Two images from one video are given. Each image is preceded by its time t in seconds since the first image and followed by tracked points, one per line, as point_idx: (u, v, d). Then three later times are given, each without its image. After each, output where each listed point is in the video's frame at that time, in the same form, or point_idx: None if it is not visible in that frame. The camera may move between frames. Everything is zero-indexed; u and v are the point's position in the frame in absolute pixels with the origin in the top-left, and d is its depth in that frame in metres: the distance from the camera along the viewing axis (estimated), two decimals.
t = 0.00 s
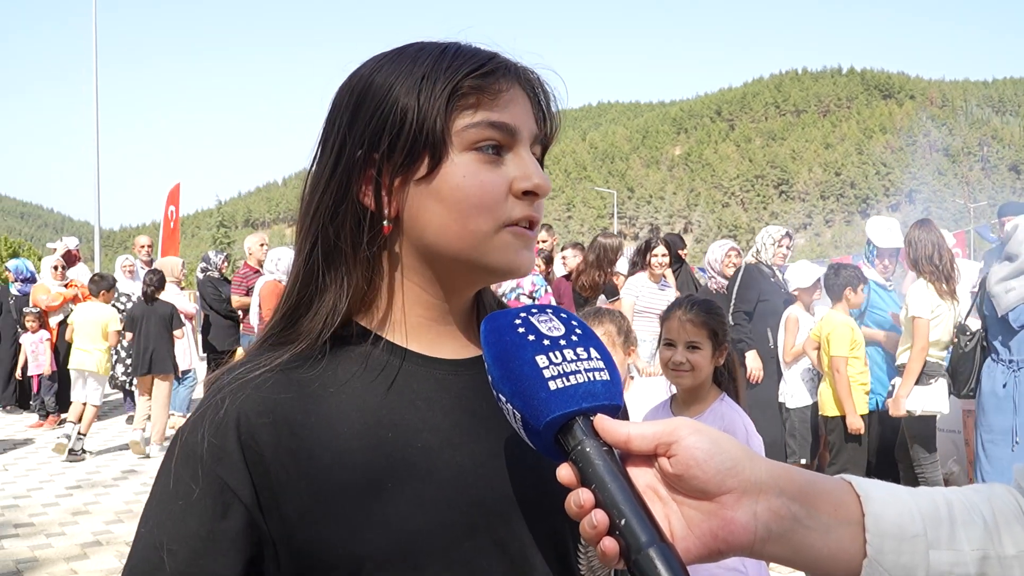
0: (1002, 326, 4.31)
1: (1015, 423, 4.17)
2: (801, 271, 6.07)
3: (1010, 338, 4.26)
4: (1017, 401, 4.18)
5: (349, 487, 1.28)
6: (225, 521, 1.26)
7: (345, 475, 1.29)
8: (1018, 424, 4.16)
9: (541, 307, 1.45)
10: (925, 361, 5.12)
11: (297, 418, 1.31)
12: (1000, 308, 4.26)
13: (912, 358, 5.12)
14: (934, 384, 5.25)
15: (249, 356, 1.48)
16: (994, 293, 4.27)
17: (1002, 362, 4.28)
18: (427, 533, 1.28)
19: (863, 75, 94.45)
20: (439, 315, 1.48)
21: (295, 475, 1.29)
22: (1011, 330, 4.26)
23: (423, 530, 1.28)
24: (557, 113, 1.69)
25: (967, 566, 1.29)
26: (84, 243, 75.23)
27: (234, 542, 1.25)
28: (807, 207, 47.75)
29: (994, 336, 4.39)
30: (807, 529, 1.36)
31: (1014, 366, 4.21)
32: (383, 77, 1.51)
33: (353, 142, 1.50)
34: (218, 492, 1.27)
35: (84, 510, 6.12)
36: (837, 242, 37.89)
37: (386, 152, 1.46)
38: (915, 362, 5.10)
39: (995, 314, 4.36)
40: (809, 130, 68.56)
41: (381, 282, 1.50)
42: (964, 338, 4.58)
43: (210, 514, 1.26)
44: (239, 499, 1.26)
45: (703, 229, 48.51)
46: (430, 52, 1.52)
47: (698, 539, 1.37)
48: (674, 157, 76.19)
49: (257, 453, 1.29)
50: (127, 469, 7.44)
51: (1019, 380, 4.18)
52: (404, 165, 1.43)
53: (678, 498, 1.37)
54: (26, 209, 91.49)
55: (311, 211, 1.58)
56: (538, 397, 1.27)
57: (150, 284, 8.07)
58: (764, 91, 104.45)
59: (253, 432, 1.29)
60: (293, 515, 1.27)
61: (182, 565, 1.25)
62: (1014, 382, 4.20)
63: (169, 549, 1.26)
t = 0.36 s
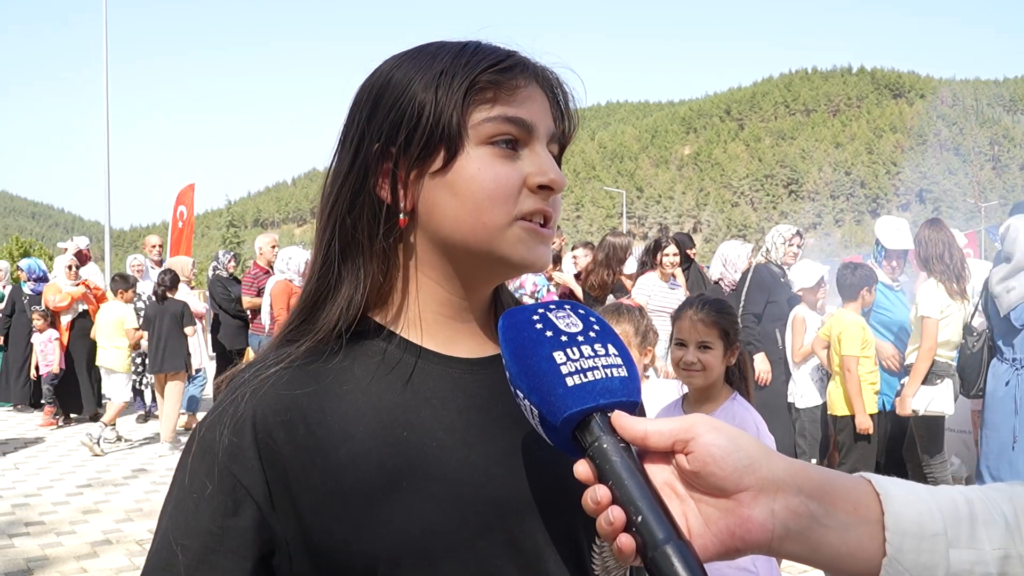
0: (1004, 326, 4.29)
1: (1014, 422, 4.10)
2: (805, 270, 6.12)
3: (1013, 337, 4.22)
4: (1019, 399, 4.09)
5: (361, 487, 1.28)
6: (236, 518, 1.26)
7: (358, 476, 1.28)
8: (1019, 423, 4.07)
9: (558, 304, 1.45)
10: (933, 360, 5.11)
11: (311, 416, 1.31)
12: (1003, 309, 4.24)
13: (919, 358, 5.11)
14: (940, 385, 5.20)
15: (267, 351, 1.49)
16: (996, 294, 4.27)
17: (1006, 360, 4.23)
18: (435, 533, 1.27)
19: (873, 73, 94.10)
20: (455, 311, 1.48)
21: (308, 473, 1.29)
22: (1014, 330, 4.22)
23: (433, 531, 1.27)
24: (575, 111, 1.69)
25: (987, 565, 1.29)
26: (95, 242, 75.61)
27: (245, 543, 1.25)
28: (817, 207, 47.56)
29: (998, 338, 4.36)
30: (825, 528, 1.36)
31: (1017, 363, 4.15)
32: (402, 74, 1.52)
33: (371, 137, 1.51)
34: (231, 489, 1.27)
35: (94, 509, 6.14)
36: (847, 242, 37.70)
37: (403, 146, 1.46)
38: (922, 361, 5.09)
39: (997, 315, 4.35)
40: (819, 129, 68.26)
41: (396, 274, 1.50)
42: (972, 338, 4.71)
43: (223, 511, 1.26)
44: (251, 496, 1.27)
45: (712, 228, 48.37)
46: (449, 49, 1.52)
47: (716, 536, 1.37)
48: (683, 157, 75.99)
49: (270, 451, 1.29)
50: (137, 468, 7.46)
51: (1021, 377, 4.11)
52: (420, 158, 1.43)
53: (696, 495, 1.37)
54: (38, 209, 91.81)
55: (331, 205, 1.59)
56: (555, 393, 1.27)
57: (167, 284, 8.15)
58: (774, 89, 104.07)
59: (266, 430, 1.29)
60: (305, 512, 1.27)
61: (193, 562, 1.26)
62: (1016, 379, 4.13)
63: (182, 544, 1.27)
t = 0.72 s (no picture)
0: (1012, 325, 4.22)
1: None
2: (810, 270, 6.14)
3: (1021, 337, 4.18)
4: None
5: (375, 490, 1.27)
6: (251, 523, 1.25)
7: (372, 478, 1.28)
8: None
9: (574, 305, 1.44)
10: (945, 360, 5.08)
11: (325, 420, 1.31)
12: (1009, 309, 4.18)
13: (931, 358, 5.08)
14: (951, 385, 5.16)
15: (279, 358, 1.49)
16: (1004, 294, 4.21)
17: (1015, 360, 4.19)
18: (450, 536, 1.27)
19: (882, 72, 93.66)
20: (464, 312, 1.47)
21: (323, 476, 1.28)
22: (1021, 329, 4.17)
23: (447, 534, 1.27)
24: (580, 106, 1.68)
25: (1008, 570, 1.27)
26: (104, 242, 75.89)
27: (261, 548, 1.24)
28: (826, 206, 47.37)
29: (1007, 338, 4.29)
30: (844, 532, 1.35)
31: None
32: (402, 76, 1.52)
33: (374, 140, 1.51)
34: (246, 494, 1.26)
35: (104, 509, 6.16)
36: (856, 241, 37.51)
37: (405, 148, 1.46)
38: (934, 363, 5.05)
39: (1004, 315, 4.29)
40: (828, 129, 68.02)
41: (406, 276, 1.50)
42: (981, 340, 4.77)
43: (238, 517, 1.25)
44: (266, 500, 1.26)
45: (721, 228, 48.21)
46: (448, 48, 1.52)
47: (733, 540, 1.36)
48: (691, 157, 75.83)
49: (284, 455, 1.28)
50: (147, 468, 7.48)
51: None
52: (422, 159, 1.43)
53: (713, 498, 1.36)
54: (48, 210, 92.39)
55: (338, 211, 1.59)
56: (570, 396, 1.26)
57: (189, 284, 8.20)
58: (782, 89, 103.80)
59: (281, 433, 1.29)
60: (320, 516, 1.27)
61: (210, 568, 1.25)
62: None
63: (199, 549, 1.26)
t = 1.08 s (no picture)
0: None
1: None
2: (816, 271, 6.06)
3: None
4: None
5: (382, 490, 1.27)
6: (261, 525, 1.25)
7: (379, 478, 1.28)
8: None
9: (587, 306, 1.43)
10: (954, 360, 5.05)
11: (332, 421, 1.31)
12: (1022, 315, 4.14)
13: (941, 358, 5.05)
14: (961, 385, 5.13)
15: (286, 358, 1.49)
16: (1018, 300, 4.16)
17: None
18: (458, 536, 1.27)
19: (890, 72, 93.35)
20: (469, 313, 1.46)
21: (330, 478, 1.28)
22: None
23: (455, 533, 1.27)
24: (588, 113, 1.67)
25: None
26: (112, 242, 76.18)
27: (271, 549, 1.24)
28: (833, 206, 47.25)
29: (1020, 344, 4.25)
30: (859, 535, 1.34)
31: None
32: (413, 77, 1.51)
33: (383, 139, 1.50)
34: (255, 496, 1.26)
35: (112, 508, 6.18)
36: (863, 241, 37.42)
37: (413, 148, 1.45)
38: (943, 363, 5.02)
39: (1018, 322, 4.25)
40: (836, 128, 67.81)
41: (409, 276, 1.49)
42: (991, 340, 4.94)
43: (248, 519, 1.25)
44: (276, 502, 1.25)
45: (728, 227, 48.16)
46: (461, 51, 1.51)
47: (746, 542, 1.35)
48: (698, 156, 75.69)
49: (293, 456, 1.28)
50: (155, 468, 7.50)
51: None
52: (430, 159, 1.42)
53: (726, 500, 1.36)
54: (57, 209, 92.66)
55: (344, 209, 1.59)
56: (583, 397, 1.26)
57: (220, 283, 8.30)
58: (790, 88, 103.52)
59: (289, 434, 1.29)
60: (328, 518, 1.27)
61: (221, 569, 1.25)
62: None
63: (210, 551, 1.26)
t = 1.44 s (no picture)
0: None
1: None
2: (828, 270, 5.99)
3: None
4: None
5: (385, 486, 1.26)
6: (264, 522, 1.25)
7: (381, 474, 1.27)
8: None
9: (597, 302, 1.43)
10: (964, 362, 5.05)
11: (336, 419, 1.31)
12: None
13: (951, 359, 5.05)
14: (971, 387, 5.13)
15: (294, 355, 1.48)
16: None
17: None
18: (463, 532, 1.27)
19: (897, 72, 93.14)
20: (477, 312, 1.46)
21: (332, 475, 1.28)
22: None
23: (459, 529, 1.26)
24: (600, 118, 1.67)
25: None
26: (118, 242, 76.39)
27: (276, 546, 1.24)
28: (839, 206, 47.15)
29: None
30: (869, 532, 1.33)
31: None
32: (429, 75, 1.50)
33: (397, 136, 1.50)
34: (258, 492, 1.26)
35: (118, 507, 6.19)
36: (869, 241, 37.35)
37: (428, 147, 1.45)
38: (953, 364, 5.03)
39: None
40: (842, 128, 67.67)
41: (417, 275, 1.50)
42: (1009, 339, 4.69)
43: (251, 515, 1.25)
44: (279, 499, 1.25)
45: (733, 227, 48.11)
46: (478, 52, 1.51)
47: (756, 538, 1.35)
48: (704, 156, 75.60)
49: (296, 452, 1.28)
50: (160, 467, 7.51)
51: None
52: (444, 159, 1.42)
53: (736, 496, 1.36)
54: (65, 209, 93.00)
55: (356, 204, 1.59)
56: (593, 391, 1.25)
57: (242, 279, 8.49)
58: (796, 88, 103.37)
59: (293, 430, 1.29)
60: (330, 515, 1.26)
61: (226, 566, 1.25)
62: None
63: (216, 548, 1.27)
